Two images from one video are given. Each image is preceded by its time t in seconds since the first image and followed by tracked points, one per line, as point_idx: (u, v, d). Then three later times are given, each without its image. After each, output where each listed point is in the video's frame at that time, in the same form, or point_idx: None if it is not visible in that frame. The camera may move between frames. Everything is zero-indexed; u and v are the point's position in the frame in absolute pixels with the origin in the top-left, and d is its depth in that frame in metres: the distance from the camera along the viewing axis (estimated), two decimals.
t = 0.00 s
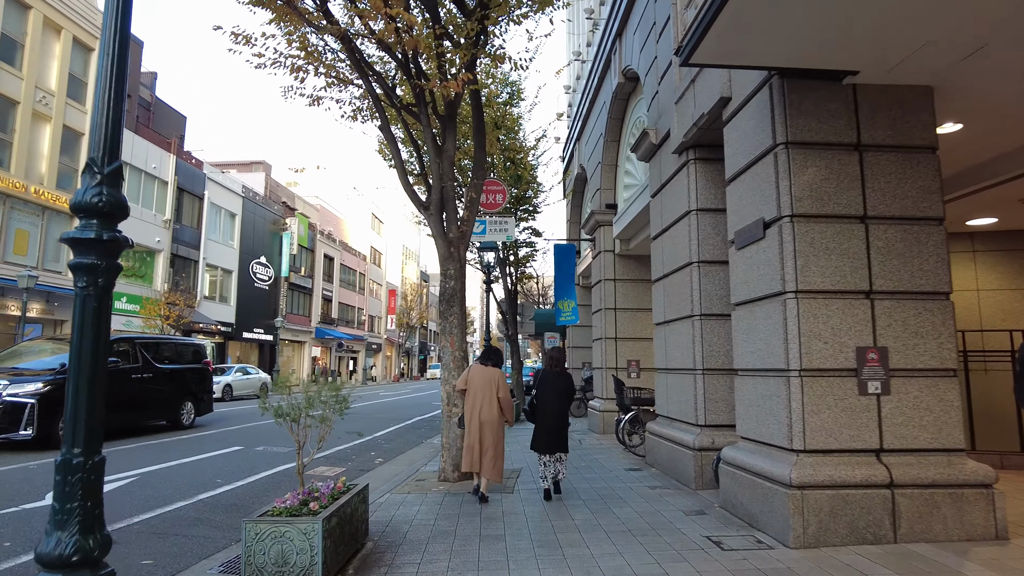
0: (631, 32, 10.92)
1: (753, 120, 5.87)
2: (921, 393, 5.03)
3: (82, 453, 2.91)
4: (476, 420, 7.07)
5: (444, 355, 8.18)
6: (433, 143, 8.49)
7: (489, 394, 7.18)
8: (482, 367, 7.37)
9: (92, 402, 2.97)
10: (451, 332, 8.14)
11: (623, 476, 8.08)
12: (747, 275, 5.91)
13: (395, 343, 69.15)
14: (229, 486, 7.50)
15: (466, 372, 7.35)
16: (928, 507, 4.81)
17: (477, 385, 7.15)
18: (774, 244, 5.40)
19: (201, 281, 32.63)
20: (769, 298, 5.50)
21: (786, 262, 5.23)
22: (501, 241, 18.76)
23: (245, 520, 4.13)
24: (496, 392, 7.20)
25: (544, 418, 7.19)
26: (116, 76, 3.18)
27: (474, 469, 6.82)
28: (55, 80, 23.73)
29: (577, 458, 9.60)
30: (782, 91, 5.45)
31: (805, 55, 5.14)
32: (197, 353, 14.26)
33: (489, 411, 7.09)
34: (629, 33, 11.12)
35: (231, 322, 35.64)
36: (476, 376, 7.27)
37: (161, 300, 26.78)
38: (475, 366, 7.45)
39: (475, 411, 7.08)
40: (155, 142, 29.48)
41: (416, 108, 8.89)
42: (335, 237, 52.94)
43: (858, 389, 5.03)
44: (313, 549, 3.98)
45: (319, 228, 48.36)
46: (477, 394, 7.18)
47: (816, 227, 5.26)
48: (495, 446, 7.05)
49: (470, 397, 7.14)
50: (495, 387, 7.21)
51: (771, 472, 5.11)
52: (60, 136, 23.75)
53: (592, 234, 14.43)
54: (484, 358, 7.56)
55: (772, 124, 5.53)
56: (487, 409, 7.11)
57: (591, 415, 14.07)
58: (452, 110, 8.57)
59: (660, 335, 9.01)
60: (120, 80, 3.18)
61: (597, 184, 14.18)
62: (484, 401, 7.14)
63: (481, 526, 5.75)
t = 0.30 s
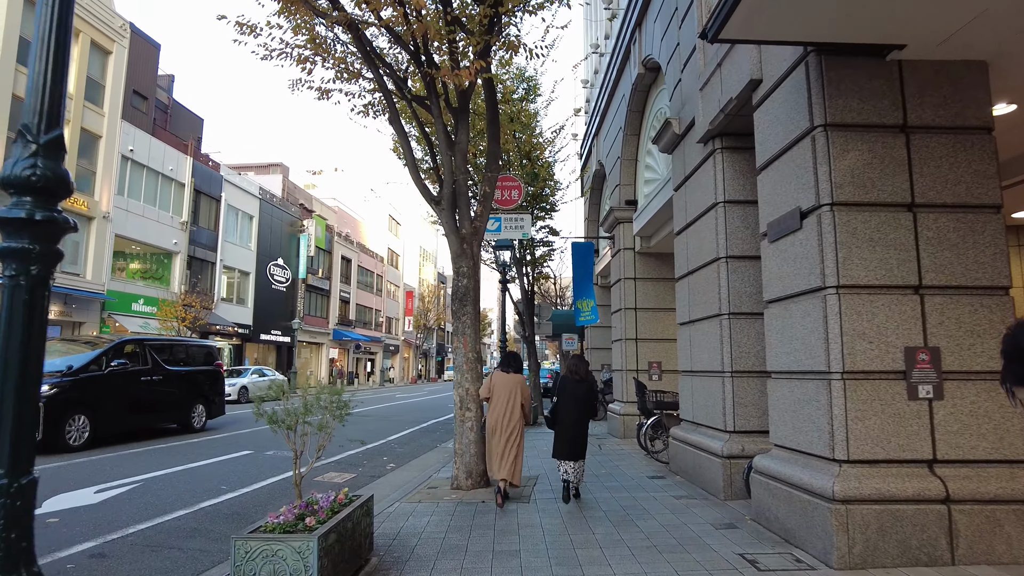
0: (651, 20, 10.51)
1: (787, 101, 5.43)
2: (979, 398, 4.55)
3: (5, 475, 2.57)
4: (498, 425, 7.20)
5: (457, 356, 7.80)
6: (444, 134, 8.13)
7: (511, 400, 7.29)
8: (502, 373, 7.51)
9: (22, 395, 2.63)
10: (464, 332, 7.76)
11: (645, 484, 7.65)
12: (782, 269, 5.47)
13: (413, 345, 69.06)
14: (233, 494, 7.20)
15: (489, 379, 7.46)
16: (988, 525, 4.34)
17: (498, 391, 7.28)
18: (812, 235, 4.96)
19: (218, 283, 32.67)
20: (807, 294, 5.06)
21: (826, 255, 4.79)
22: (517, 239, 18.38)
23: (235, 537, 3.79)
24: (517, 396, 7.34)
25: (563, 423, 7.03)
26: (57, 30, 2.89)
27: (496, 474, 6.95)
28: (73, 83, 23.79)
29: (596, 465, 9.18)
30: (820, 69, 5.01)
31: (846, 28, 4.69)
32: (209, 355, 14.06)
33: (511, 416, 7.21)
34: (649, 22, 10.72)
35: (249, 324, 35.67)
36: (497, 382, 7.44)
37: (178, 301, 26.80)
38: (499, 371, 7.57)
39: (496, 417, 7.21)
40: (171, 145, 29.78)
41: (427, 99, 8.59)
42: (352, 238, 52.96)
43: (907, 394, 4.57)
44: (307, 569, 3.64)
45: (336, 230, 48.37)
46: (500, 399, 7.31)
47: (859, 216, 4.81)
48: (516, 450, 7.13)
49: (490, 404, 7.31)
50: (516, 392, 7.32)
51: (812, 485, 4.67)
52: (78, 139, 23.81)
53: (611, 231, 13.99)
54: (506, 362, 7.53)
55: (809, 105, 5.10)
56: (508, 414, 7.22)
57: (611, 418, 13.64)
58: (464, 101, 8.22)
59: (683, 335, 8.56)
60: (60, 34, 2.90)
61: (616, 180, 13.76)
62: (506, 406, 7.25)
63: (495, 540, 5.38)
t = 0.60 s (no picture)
0: (664, 9, 10.14)
1: (816, 80, 5.02)
2: None
3: None
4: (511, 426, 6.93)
5: (462, 358, 7.40)
6: (449, 124, 7.77)
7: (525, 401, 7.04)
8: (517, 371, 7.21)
9: None
10: (470, 332, 7.37)
11: (663, 493, 7.24)
12: (812, 262, 5.05)
13: (424, 347, 68.84)
14: (228, 503, 6.87)
15: (503, 378, 7.12)
16: None
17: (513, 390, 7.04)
18: (846, 224, 4.53)
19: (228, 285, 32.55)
20: (840, 288, 4.63)
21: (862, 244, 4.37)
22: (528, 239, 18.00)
23: (212, 556, 3.44)
24: (533, 399, 7.13)
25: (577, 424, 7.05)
26: None
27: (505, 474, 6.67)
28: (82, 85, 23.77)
29: (610, 472, 8.78)
30: (854, 42, 4.58)
31: None
32: (212, 358, 13.80)
33: (526, 417, 6.96)
34: (662, 10, 10.35)
35: (259, 326, 35.56)
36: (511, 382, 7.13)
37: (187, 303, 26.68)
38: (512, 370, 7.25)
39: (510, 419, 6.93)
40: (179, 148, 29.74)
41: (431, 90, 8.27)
42: (363, 240, 52.83)
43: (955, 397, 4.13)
44: None
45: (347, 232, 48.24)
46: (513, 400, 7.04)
47: (899, 201, 4.38)
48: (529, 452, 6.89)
49: (507, 406, 6.93)
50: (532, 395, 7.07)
51: (849, 497, 4.24)
52: (86, 141, 23.72)
53: (624, 230, 13.57)
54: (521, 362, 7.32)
55: (842, 83, 4.68)
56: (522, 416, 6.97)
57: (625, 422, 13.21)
58: (470, 90, 7.86)
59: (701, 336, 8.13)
60: None
61: (629, 176, 13.37)
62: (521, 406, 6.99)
63: (503, 555, 5.00)
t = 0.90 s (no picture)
0: None
1: (846, 53, 4.61)
2: None
3: None
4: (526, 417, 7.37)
5: (465, 356, 7.04)
6: (451, 111, 7.40)
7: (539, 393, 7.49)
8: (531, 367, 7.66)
9: None
10: (472, 329, 7.01)
11: (677, 498, 6.85)
12: (841, 251, 4.66)
13: (431, 347, 68.57)
14: (219, 509, 6.53)
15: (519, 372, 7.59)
16: None
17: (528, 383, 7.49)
18: (882, 207, 4.13)
19: (233, 285, 32.35)
20: (874, 278, 4.24)
21: (900, 230, 3.98)
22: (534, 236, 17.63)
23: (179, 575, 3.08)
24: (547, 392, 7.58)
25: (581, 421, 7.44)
26: None
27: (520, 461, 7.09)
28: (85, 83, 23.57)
29: (621, 475, 8.40)
30: (888, 8, 4.17)
31: None
32: (212, 357, 13.51)
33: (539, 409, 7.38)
34: None
35: (264, 326, 35.35)
36: (526, 376, 7.70)
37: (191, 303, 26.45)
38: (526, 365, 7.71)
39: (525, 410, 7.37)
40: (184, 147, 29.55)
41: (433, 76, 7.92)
42: (370, 240, 52.56)
43: (1006, 398, 3.73)
44: None
45: (354, 232, 47.99)
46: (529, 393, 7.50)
47: (940, 181, 3.97)
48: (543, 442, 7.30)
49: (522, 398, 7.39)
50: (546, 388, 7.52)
51: (887, 508, 3.84)
52: (90, 140, 23.50)
53: (634, 225, 13.17)
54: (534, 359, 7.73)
55: (875, 54, 4.27)
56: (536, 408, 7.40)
57: (635, 423, 12.82)
58: (473, 76, 7.49)
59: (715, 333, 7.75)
60: None
61: (639, 170, 12.98)
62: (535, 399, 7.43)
63: (507, 568, 4.64)
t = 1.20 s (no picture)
0: None
1: (875, 18, 4.19)
2: None
3: None
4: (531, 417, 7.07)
5: (461, 352, 6.65)
6: (447, 94, 7.01)
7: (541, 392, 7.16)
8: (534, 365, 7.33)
9: None
10: (470, 323, 6.63)
11: (687, 502, 6.46)
12: (869, 234, 4.26)
13: (434, 344, 68.25)
14: (201, 513, 6.16)
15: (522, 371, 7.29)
16: None
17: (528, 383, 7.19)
18: (919, 184, 3.72)
19: (233, 282, 32.05)
20: (908, 265, 3.84)
21: (939, 209, 3.57)
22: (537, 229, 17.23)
23: None
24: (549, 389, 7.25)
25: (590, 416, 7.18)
26: None
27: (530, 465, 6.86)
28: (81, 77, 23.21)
29: (626, 477, 8.01)
30: None
31: None
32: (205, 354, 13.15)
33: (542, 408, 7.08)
34: None
35: (265, 323, 35.05)
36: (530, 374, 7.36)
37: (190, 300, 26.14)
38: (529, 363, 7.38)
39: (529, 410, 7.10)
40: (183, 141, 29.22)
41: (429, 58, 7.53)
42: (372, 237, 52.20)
43: None
44: None
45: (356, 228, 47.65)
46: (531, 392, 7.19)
47: (985, 155, 3.56)
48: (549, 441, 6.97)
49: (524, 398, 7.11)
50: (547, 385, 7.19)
51: (926, 519, 3.45)
52: (87, 134, 23.15)
53: (639, 217, 12.77)
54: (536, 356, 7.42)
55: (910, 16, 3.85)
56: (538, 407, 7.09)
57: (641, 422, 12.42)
58: (471, 56, 7.09)
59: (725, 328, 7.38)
60: None
61: (644, 160, 12.57)
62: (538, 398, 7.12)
63: None
